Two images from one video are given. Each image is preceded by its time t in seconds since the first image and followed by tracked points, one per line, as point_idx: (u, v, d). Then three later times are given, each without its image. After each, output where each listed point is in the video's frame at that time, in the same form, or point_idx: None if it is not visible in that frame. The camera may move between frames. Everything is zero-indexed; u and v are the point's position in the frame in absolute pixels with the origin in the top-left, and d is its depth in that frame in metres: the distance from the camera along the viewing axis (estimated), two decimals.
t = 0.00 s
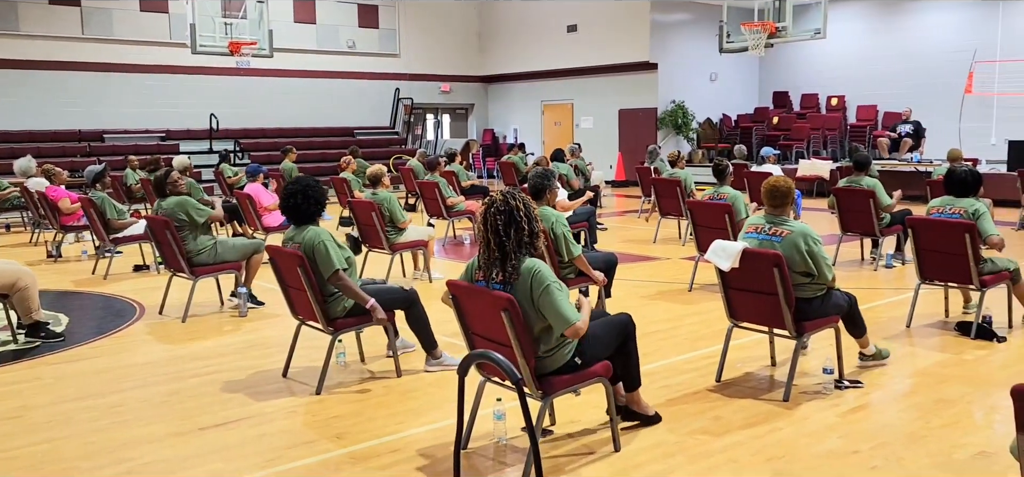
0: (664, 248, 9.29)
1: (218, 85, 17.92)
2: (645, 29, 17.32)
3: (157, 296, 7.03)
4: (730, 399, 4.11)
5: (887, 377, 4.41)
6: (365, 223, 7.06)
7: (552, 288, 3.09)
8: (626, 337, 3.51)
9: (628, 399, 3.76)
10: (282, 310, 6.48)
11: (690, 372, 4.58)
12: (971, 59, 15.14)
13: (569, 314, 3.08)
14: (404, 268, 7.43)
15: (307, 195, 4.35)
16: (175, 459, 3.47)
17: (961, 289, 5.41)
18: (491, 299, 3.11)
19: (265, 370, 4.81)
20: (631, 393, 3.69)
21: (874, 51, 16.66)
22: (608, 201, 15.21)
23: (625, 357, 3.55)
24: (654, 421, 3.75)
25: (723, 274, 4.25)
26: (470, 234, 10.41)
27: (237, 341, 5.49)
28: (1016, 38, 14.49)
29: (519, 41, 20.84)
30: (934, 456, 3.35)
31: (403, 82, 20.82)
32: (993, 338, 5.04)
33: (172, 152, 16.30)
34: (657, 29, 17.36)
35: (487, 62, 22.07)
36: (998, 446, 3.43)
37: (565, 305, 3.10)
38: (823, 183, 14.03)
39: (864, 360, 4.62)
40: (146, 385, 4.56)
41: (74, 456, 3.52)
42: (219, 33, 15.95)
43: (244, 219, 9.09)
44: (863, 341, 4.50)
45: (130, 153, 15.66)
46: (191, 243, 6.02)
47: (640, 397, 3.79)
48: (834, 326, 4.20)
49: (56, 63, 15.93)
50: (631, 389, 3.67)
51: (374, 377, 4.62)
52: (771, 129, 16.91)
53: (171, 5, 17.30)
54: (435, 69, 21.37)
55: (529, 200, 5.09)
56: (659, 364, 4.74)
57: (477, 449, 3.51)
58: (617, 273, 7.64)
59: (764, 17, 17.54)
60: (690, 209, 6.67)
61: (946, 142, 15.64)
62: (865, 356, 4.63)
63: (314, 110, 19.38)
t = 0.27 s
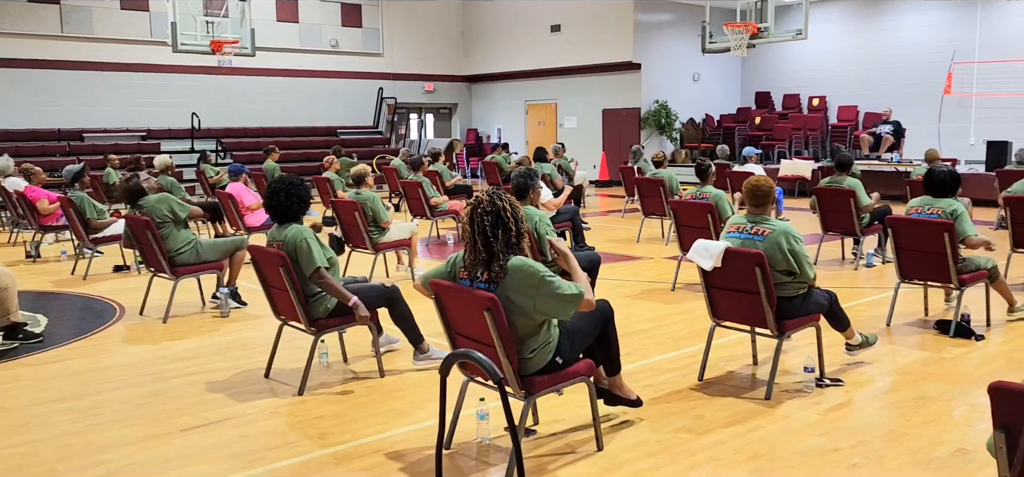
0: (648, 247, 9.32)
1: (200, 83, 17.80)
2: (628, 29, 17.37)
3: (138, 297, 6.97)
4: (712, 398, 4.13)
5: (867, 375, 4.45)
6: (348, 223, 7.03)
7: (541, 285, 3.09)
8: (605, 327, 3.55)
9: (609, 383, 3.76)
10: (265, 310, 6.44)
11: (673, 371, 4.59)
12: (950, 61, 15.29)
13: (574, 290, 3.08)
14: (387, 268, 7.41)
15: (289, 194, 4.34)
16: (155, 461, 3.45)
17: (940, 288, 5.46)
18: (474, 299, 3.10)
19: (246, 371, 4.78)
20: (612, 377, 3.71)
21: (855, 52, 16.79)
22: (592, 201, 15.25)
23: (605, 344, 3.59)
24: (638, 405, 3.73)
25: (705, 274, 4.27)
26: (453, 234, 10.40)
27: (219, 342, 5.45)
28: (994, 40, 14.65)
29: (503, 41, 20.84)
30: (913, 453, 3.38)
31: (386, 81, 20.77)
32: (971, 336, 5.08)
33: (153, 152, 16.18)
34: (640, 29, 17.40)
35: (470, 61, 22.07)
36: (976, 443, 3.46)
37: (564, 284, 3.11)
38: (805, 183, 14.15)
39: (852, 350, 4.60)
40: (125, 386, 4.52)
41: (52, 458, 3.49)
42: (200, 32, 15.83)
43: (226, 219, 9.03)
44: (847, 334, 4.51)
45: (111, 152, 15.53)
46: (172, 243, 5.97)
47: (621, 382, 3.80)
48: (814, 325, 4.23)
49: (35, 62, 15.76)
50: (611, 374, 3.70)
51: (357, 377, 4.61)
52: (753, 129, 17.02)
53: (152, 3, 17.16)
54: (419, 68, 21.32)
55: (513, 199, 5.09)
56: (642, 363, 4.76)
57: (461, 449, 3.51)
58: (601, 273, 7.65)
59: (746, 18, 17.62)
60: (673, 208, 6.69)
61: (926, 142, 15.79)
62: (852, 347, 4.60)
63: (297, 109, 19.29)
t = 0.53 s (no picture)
0: (630, 247, 9.35)
1: (181, 82, 17.66)
2: (611, 30, 17.41)
3: (117, 298, 6.91)
4: (693, 398, 4.15)
5: (847, 374, 4.48)
6: (330, 223, 7.00)
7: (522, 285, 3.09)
8: (590, 333, 3.54)
9: (593, 394, 3.78)
10: (246, 311, 6.40)
11: (655, 371, 4.61)
12: (929, 62, 15.44)
13: (551, 290, 3.07)
14: (369, 269, 7.38)
15: (271, 195, 4.30)
16: (135, 464, 3.42)
17: (919, 287, 5.51)
18: (457, 300, 3.10)
19: (227, 372, 4.75)
20: (596, 387, 3.73)
21: (835, 53, 16.92)
22: (575, 202, 15.27)
23: (590, 353, 3.58)
24: (619, 417, 3.78)
25: (687, 274, 4.29)
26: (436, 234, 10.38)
27: (200, 343, 5.41)
28: (973, 43, 14.81)
29: (486, 42, 20.84)
30: (893, 452, 3.41)
31: (369, 81, 20.70)
32: (950, 335, 5.14)
33: (133, 151, 16.04)
34: (623, 30, 17.45)
35: (453, 62, 22.04)
36: (954, 442, 3.50)
37: (542, 284, 3.10)
38: (786, 184, 14.24)
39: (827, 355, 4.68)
40: (104, 388, 4.48)
41: (30, 461, 3.45)
42: (180, 31, 15.72)
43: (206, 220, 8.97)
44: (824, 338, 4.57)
45: (90, 152, 15.37)
46: (153, 243, 5.91)
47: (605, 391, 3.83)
48: (795, 325, 4.26)
49: (12, 60, 15.56)
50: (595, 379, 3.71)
51: (339, 378, 4.59)
52: (735, 129, 17.11)
53: (132, 2, 17.01)
54: (401, 68, 21.26)
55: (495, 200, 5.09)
56: (625, 363, 4.77)
57: (443, 450, 3.51)
58: (583, 273, 7.67)
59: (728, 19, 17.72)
60: (655, 209, 6.71)
61: (905, 143, 15.93)
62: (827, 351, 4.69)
63: (278, 109, 19.18)
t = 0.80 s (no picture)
0: (614, 248, 9.37)
1: (161, 82, 17.53)
2: (594, 31, 17.45)
3: (97, 300, 6.84)
4: (676, 398, 4.16)
5: (828, 374, 4.51)
6: (313, 224, 6.97)
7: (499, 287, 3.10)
8: (574, 335, 3.54)
9: (576, 398, 3.76)
10: (228, 312, 6.36)
11: (638, 371, 4.62)
12: (908, 64, 15.59)
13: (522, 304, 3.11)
14: (352, 270, 7.36)
15: (252, 197, 4.29)
16: (114, 467, 3.38)
17: (899, 287, 5.56)
18: (439, 302, 3.09)
19: (209, 374, 4.71)
20: (579, 389, 3.72)
21: (816, 54, 17.05)
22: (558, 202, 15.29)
23: (573, 355, 3.59)
24: (604, 419, 3.77)
25: (670, 275, 4.30)
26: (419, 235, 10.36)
27: (180, 345, 5.37)
28: (952, 45, 14.96)
29: (469, 42, 20.82)
30: (873, 450, 3.43)
31: (352, 81, 20.63)
32: (929, 334, 5.19)
33: (113, 152, 15.89)
34: (606, 32, 17.49)
35: (437, 62, 22.02)
36: (933, 440, 3.53)
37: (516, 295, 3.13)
38: (768, 184, 14.33)
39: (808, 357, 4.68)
40: (83, 392, 4.43)
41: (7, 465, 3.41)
42: (161, 30, 15.60)
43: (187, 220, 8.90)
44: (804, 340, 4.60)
45: (69, 153, 15.22)
46: (134, 244, 5.86)
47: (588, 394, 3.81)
48: (776, 324, 4.28)
49: None
50: (578, 387, 3.69)
51: (321, 380, 4.57)
52: (717, 130, 17.20)
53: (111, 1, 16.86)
54: (384, 69, 21.21)
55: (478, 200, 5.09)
56: (608, 364, 4.78)
57: (425, 451, 3.50)
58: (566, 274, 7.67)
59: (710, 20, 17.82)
60: (638, 209, 6.74)
61: (884, 144, 16.09)
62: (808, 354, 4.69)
63: (260, 109, 19.07)
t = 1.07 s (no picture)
0: (598, 247, 9.39)
1: (142, 81, 17.38)
2: (578, 31, 17.47)
3: (77, 301, 6.77)
4: (661, 397, 4.18)
5: (811, 372, 4.54)
6: (296, 224, 6.93)
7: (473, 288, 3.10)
8: (557, 327, 3.54)
9: (563, 384, 3.74)
10: (211, 313, 6.31)
11: (623, 370, 4.63)
12: (889, 64, 15.71)
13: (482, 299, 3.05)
14: (336, 270, 7.33)
15: (236, 198, 4.25)
16: (95, 471, 3.35)
17: (880, 286, 5.60)
18: (421, 302, 3.10)
19: (191, 376, 4.68)
20: (565, 387, 3.72)
21: (799, 55, 17.15)
22: (542, 203, 15.30)
23: (555, 345, 3.59)
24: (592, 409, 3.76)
25: (654, 274, 4.32)
26: (403, 235, 10.34)
27: (163, 346, 5.33)
28: (932, 46, 15.09)
29: (453, 42, 20.80)
30: (855, 448, 3.45)
31: (336, 81, 20.55)
32: (910, 334, 5.23)
33: (93, 152, 15.73)
34: (590, 32, 17.52)
35: (421, 62, 21.98)
36: (915, 438, 3.56)
37: (479, 292, 3.08)
38: (751, 184, 14.40)
39: (798, 347, 4.69)
40: (64, 394, 4.39)
41: None
42: (142, 29, 15.47)
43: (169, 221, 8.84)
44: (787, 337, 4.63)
45: (49, 153, 15.06)
46: (114, 243, 5.82)
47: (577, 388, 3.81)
48: (760, 323, 4.30)
49: None
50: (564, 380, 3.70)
51: (305, 381, 4.55)
52: (701, 130, 17.28)
53: None
54: (368, 68, 21.14)
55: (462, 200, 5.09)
56: (593, 363, 4.79)
57: (410, 453, 3.49)
58: (551, 273, 7.68)
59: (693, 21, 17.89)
60: (622, 209, 6.75)
61: (866, 143, 16.21)
62: (798, 343, 4.71)
63: (243, 108, 18.96)
